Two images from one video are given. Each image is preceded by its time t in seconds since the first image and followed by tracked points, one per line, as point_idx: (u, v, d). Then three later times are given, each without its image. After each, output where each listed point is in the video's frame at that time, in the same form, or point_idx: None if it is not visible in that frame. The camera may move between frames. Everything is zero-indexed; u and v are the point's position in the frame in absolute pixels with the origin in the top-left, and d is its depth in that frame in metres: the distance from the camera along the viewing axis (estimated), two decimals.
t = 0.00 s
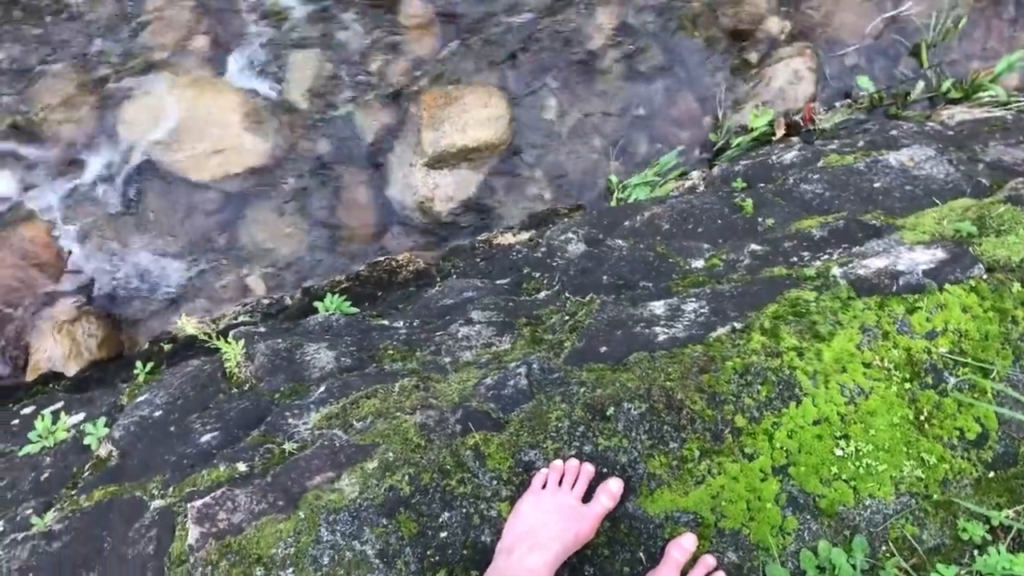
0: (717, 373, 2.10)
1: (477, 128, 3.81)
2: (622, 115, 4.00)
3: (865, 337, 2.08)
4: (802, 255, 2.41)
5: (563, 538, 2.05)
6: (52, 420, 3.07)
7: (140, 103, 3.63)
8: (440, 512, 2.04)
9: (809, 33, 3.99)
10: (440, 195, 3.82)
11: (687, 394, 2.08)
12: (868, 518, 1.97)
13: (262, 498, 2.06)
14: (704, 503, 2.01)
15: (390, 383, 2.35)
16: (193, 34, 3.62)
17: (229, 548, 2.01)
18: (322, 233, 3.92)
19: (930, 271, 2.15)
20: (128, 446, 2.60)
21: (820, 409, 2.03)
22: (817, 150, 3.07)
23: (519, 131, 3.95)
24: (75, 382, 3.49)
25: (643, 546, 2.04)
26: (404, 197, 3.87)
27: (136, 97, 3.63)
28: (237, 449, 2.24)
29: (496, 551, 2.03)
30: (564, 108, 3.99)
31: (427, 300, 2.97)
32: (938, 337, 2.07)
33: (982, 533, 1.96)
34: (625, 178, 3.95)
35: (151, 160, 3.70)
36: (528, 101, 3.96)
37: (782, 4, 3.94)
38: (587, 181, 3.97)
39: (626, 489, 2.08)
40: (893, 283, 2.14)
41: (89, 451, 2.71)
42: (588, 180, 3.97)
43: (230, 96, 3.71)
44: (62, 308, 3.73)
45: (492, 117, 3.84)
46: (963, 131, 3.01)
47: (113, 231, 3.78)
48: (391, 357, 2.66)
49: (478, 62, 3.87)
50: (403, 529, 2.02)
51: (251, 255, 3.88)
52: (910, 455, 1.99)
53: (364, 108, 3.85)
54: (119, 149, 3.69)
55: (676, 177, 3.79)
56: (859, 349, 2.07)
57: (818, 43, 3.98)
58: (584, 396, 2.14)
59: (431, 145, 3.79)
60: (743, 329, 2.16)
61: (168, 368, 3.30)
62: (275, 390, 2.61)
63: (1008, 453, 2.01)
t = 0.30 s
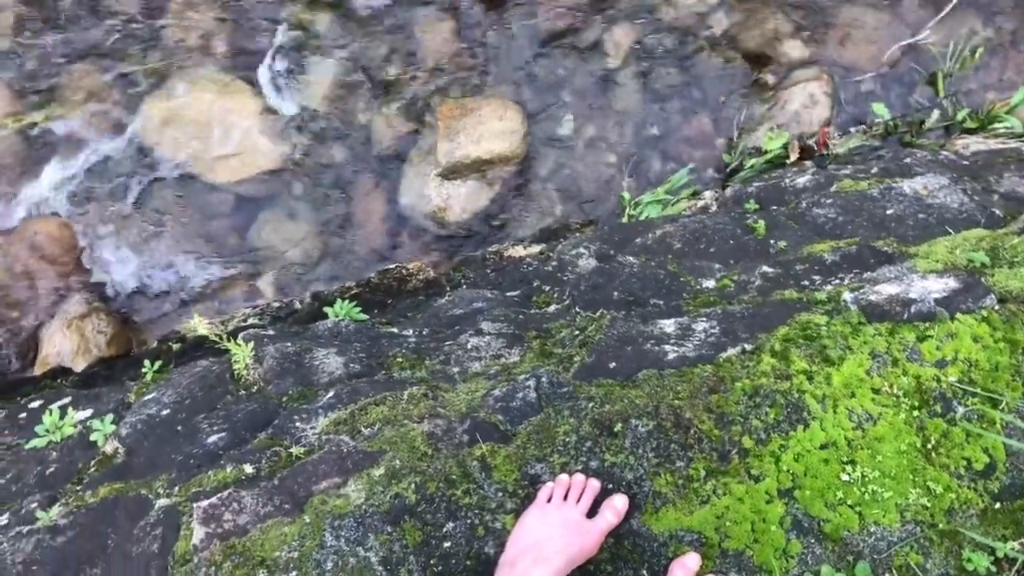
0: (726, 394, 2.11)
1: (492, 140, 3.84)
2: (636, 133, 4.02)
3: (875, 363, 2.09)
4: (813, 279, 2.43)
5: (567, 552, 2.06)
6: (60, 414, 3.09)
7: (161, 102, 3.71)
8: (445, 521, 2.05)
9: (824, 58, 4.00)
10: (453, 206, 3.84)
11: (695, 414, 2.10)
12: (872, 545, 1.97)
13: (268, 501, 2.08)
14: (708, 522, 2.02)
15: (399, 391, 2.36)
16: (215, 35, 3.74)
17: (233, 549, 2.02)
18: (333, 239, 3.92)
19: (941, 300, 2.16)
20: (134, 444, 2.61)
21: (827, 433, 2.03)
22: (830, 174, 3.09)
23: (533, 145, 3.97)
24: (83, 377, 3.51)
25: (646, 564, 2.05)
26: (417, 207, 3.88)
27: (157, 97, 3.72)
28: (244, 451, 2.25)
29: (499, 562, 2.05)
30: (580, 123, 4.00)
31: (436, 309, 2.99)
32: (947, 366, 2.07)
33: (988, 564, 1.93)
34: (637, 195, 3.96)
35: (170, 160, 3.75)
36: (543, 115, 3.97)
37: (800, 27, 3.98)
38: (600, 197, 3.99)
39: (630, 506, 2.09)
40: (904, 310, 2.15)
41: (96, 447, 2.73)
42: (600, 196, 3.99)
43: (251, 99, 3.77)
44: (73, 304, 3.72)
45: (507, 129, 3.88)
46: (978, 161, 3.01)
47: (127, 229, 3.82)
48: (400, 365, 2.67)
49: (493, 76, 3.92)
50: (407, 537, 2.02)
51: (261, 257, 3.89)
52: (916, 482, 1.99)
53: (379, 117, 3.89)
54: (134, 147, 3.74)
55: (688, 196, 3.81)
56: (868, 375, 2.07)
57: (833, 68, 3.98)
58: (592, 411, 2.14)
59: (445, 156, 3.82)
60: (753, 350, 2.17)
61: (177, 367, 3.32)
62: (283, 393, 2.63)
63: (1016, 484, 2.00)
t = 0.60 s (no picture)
0: (736, 417, 2.11)
1: (508, 155, 3.88)
2: (651, 153, 4.04)
3: (886, 392, 2.08)
4: (826, 304, 2.43)
5: (572, 570, 2.06)
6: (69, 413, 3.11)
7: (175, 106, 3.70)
8: (451, 534, 2.05)
9: (840, 85, 4.03)
10: (466, 219, 3.88)
11: (704, 435, 2.09)
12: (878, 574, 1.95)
13: (274, 508, 2.08)
14: (713, 545, 2.01)
15: (408, 402, 2.37)
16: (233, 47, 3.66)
17: (239, 554, 2.02)
18: (346, 248, 3.97)
19: (954, 330, 2.17)
20: (142, 445, 2.63)
21: (836, 460, 2.03)
22: (845, 201, 3.09)
23: (548, 161, 4.00)
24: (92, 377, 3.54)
25: None
26: (430, 219, 3.92)
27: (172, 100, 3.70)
28: (252, 456, 2.27)
29: None
30: (595, 141, 4.03)
31: (446, 321, 3.00)
32: (959, 397, 2.06)
33: None
34: (649, 214, 3.99)
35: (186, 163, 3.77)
36: (559, 132, 4.00)
37: (817, 54, 3.99)
38: (612, 215, 4.02)
39: (637, 526, 2.09)
40: (916, 339, 2.16)
41: (103, 447, 2.74)
42: (612, 214, 4.02)
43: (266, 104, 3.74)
44: (84, 303, 3.77)
45: (523, 145, 3.92)
46: (992, 193, 3.02)
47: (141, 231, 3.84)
48: (409, 375, 2.67)
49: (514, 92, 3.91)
50: (412, 549, 2.03)
51: (274, 265, 3.93)
52: (924, 513, 1.98)
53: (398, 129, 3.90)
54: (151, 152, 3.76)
55: (701, 218, 3.84)
56: (879, 403, 2.07)
57: (851, 95, 4.02)
58: (601, 430, 2.16)
59: (461, 169, 3.85)
60: (764, 374, 2.18)
61: (186, 370, 3.34)
62: (291, 400, 2.63)
63: None
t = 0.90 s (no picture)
0: (743, 443, 2.11)
1: (522, 172, 3.84)
2: (664, 175, 4.06)
3: (895, 423, 2.08)
4: (836, 333, 2.43)
5: None
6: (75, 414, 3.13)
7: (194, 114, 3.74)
8: (454, 551, 2.07)
9: (856, 113, 4.03)
10: (479, 233, 3.85)
11: (711, 461, 2.09)
12: None
13: (279, 518, 2.07)
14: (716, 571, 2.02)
15: (415, 416, 2.38)
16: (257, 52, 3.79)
17: (242, 564, 2.02)
18: (357, 259, 3.99)
19: (966, 363, 2.14)
20: (147, 450, 2.65)
21: (843, 490, 2.03)
22: (857, 229, 3.11)
23: (561, 180, 4.02)
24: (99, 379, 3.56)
25: None
26: (441, 233, 3.91)
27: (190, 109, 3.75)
28: (259, 466, 2.29)
29: None
30: (608, 161, 4.05)
31: (455, 337, 3.00)
32: (968, 432, 2.05)
33: None
34: (661, 236, 4.01)
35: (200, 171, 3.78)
36: (572, 152, 4.03)
37: (831, 81, 4.02)
38: (623, 235, 4.03)
39: (641, 549, 2.09)
40: (927, 371, 2.14)
41: (109, 450, 2.76)
42: (623, 234, 4.03)
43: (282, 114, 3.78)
44: (93, 305, 3.76)
45: (537, 162, 3.88)
46: (1006, 227, 3.01)
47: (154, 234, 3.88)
48: (417, 390, 2.67)
49: (528, 110, 3.98)
50: (415, 564, 2.04)
51: (285, 273, 3.94)
52: (931, 547, 1.96)
53: (413, 142, 3.95)
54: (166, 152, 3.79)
55: (712, 241, 3.87)
56: (887, 435, 2.07)
57: (864, 123, 4.02)
58: (609, 451, 2.15)
59: (473, 183, 3.84)
60: (772, 401, 2.17)
61: (193, 376, 3.35)
62: (299, 409, 2.63)
63: None
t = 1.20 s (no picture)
0: (752, 471, 2.11)
1: (535, 190, 3.90)
2: (676, 198, 4.08)
3: (904, 456, 2.06)
4: (846, 363, 2.44)
5: None
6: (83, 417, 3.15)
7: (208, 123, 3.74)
8: (459, 570, 2.05)
9: (869, 144, 4.06)
10: (490, 250, 3.92)
11: (719, 487, 2.09)
12: None
13: (285, 529, 2.10)
14: None
15: (423, 432, 2.39)
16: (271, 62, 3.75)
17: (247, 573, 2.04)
18: (369, 272, 4.01)
19: (976, 398, 2.15)
20: (154, 456, 2.65)
21: (850, 522, 2.01)
22: (869, 260, 3.13)
23: (574, 200, 4.03)
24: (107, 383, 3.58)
25: None
26: (454, 249, 3.96)
27: (205, 118, 3.75)
28: (267, 476, 2.29)
29: None
30: (622, 182, 4.06)
31: (464, 353, 3.02)
32: (979, 467, 2.02)
33: None
34: (672, 259, 4.04)
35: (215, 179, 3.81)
36: (586, 172, 4.04)
37: (847, 110, 4.03)
38: (634, 257, 4.04)
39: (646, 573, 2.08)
40: (938, 406, 2.14)
41: (114, 455, 2.76)
42: (635, 256, 4.04)
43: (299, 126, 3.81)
44: (103, 309, 3.84)
45: (550, 181, 3.93)
46: (1019, 262, 3.01)
47: (165, 240, 3.87)
48: (425, 406, 2.67)
49: (544, 129, 3.98)
50: None
51: (296, 284, 3.97)
52: None
53: (428, 157, 3.96)
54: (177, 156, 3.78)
55: (722, 266, 3.92)
56: (896, 467, 2.05)
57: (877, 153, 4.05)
58: (616, 475, 2.15)
59: (487, 202, 3.90)
60: (782, 430, 2.17)
61: (201, 383, 3.36)
62: (308, 421, 2.64)
63: None
